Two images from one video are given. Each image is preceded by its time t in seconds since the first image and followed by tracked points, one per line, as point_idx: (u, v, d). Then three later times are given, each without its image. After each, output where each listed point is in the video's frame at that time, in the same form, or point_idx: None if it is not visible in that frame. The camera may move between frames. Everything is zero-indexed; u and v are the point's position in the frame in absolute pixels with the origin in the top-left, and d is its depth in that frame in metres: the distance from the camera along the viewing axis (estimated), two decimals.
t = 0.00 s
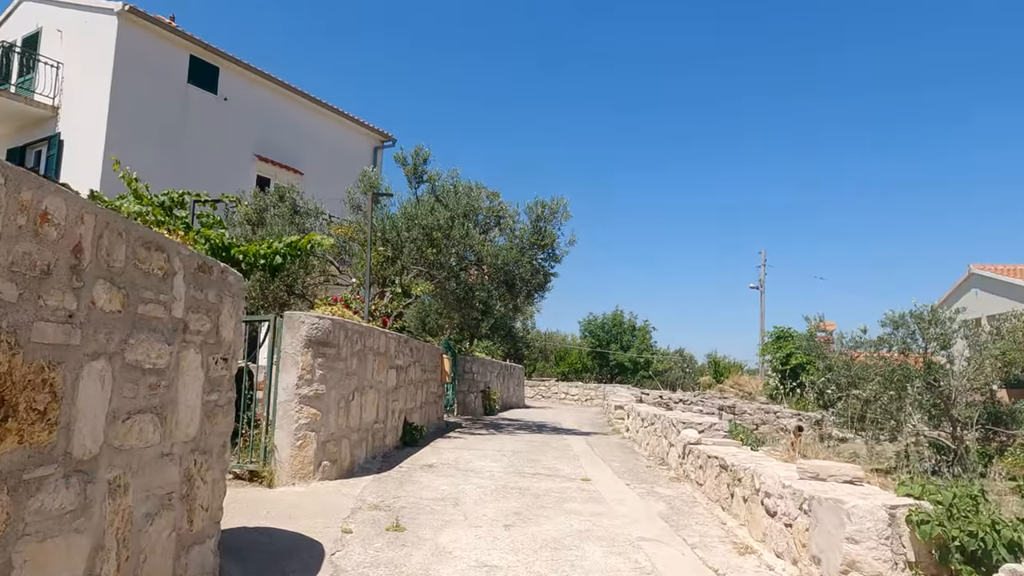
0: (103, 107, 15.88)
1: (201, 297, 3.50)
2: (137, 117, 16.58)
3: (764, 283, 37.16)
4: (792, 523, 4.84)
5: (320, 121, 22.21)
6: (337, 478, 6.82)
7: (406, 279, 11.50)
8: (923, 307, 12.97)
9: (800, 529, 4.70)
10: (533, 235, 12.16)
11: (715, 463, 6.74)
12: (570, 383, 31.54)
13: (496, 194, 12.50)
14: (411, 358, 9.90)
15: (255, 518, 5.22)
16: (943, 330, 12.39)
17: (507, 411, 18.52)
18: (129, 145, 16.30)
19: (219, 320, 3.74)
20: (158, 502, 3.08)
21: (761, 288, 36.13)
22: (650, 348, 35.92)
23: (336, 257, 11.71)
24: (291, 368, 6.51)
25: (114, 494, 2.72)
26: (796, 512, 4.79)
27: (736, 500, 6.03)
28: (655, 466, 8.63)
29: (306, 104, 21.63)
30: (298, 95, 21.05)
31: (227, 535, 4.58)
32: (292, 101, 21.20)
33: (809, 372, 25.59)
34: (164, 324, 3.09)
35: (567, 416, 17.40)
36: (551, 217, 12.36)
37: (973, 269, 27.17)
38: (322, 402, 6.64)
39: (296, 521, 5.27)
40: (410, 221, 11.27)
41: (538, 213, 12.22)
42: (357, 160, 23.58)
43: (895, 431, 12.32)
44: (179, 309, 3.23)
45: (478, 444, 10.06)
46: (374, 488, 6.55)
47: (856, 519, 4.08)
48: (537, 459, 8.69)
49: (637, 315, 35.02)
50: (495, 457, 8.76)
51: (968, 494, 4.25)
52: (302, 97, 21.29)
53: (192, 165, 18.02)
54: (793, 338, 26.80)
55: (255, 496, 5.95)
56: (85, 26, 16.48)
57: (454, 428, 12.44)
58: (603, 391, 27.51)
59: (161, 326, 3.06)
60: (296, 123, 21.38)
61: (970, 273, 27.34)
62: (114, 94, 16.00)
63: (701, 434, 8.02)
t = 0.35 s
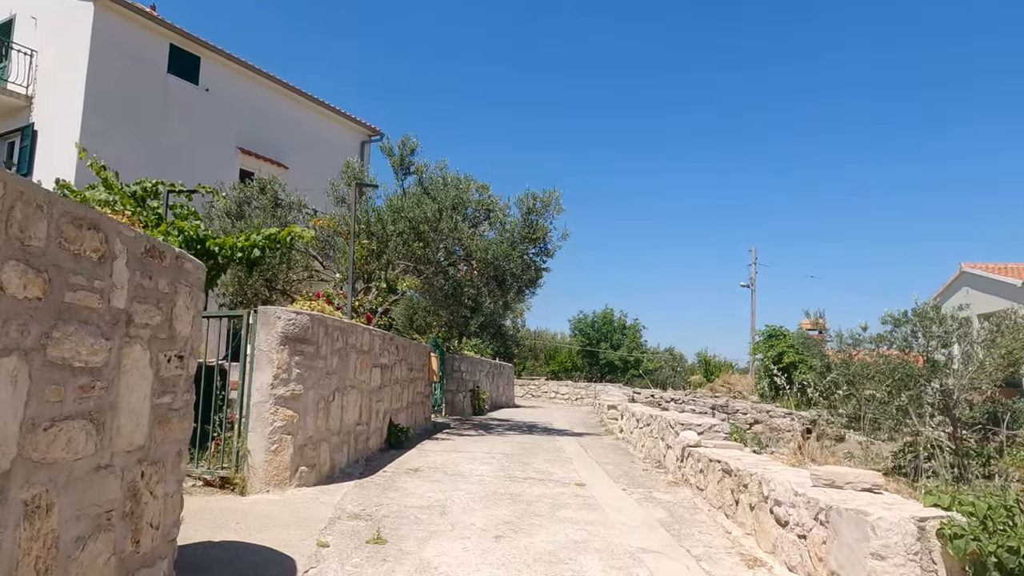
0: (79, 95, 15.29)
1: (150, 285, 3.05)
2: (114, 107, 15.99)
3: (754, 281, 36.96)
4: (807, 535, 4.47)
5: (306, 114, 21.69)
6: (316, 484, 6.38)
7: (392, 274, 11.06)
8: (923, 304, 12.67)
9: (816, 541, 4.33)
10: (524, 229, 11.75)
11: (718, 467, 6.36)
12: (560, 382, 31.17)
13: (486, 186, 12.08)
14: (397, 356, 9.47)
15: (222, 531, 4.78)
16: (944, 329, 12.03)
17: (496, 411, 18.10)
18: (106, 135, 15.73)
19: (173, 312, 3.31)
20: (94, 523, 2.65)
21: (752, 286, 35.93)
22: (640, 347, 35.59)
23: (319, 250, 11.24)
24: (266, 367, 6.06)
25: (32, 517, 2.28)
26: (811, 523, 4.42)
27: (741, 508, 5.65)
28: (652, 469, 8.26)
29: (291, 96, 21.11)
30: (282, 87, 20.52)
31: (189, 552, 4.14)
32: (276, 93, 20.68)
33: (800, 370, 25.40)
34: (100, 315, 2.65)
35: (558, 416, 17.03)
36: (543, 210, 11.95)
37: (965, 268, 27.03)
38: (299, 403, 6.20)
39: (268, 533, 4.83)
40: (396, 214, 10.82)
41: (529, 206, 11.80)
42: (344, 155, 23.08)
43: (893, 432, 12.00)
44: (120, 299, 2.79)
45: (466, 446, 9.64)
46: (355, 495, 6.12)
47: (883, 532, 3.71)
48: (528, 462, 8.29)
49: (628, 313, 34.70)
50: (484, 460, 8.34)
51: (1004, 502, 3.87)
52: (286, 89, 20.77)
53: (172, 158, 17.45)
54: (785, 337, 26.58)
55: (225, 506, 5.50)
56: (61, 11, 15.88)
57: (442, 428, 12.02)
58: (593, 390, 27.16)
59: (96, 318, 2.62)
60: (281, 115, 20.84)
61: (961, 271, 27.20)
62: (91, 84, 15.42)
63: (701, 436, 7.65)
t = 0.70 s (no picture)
0: (47, 84, 14.69)
1: (75, 279, 2.61)
2: (84, 99, 15.38)
3: (740, 281, 36.82)
4: (817, 555, 4.12)
5: (286, 107, 21.13)
6: (286, 496, 5.93)
7: (371, 271, 10.60)
8: (917, 305, 12.38)
9: (828, 563, 3.99)
10: (510, 225, 11.32)
11: (715, 477, 6.00)
12: (545, 383, 30.81)
13: (470, 181, 11.67)
14: (376, 357, 9.02)
15: (178, 552, 4.33)
16: (940, 331, 11.68)
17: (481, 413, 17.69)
18: (75, 126, 15.14)
19: (108, 312, 2.87)
20: None
21: (737, 285, 35.83)
22: (626, 347, 35.35)
23: (296, 247, 10.67)
24: (231, 371, 5.61)
25: None
26: (822, 541, 4.08)
27: (743, 522, 5.28)
28: (644, 477, 7.88)
29: (270, 89, 20.53)
30: (261, 79, 19.94)
31: None
32: (255, 85, 20.10)
33: (787, 371, 25.24)
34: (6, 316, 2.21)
35: (544, 418, 16.63)
36: (529, 206, 11.53)
37: (949, 268, 27.02)
38: (268, 410, 5.74)
39: (229, 556, 4.38)
40: (376, 209, 10.36)
41: (515, 202, 11.38)
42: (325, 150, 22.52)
43: (886, 435, 11.69)
44: (35, 298, 2.35)
45: (449, 452, 9.21)
46: (328, 510, 5.68)
47: (910, 557, 3.36)
48: (513, 470, 7.88)
49: (613, 313, 34.40)
50: (468, 468, 7.92)
51: None
52: (266, 82, 20.20)
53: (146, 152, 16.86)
54: (772, 337, 26.41)
55: (184, 524, 5.04)
56: None
57: (424, 433, 11.59)
58: (580, 391, 26.83)
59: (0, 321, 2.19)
60: (259, 109, 20.26)
61: (946, 271, 27.18)
62: (59, 74, 14.79)
63: (696, 442, 7.28)
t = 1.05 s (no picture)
0: None
1: None
2: (36, 83, 14.57)
3: (716, 280, 36.84)
4: None
5: (254, 97, 20.40)
6: (239, 510, 5.43)
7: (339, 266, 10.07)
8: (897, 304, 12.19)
9: None
10: (486, 220, 10.88)
11: (701, 486, 5.65)
12: (521, 381, 30.44)
13: (445, 174, 11.22)
14: (343, 357, 8.51)
15: None
16: (916, 331, 11.41)
17: (455, 414, 17.23)
18: (27, 112, 14.33)
19: None
20: None
21: (713, 285, 35.87)
22: (601, 346, 35.13)
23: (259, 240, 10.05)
24: (178, 374, 5.10)
25: None
26: (824, 563, 3.74)
27: (733, 536, 4.93)
28: (625, 483, 7.52)
29: (237, 77, 19.78)
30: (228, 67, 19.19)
31: None
32: (221, 73, 19.34)
33: (762, 371, 25.21)
34: None
35: (519, 418, 16.22)
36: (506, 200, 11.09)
37: (922, 269, 27.24)
38: (218, 416, 5.25)
39: None
40: (345, 200, 9.83)
41: (491, 196, 10.93)
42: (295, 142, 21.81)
43: (864, 435, 11.48)
44: None
45: (420, 457, 8.76)
46: (284, 525, 5.20)
47: None
48: (487, 477, 7.46)
49: (589, 312, 34.17)
50: (440, 475, 7.49)
51: None
52: (233, 70, 19.43)
53: (103, 141, 16.05)
54: (748, 336, 26.37)
55: (120, 543, 4.53)
56: None
57: (394, 435, 11.10)
58: (556, 390, 26.50)
59: None
60: (226, 97, 19.51)
61: (919, 272, 27.40)
62: (9, 56, 13.98)
63: (679, 447, 6.92)
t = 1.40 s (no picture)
0: None
1: None
2: None
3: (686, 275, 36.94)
4: None
5: (214, 80, 19.61)
6: (184, 520, 4.94)
7: (301, 254, 9.53)
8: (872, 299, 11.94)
9: None
10: (457, 208, 10.43)
11: (686, 489, 5.34)
12: (491, 375, 30.08)
13: (414, 161, 10.77)
14: (304, 350, 8.02)
15: None
16: (887, 325, 11.23)
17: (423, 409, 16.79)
18: None
19: None
20: None
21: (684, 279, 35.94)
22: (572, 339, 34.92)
23: (218, 230, 9.68)
24: (115, 370, 4.58)
25: None
26: None
27: (721, 543, 4.63)
28: (602, 484, 7.21)
29: (196, 58, 18.95)
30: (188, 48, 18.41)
31: None
32: (179, 53, 18.49)
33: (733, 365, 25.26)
34: None
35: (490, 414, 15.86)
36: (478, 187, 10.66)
37: (888, 265, 27.63)
38: (162, 417, 4.75)
39: None
40: (308, 185, 9.29)
41: (463, 182, 10.47)
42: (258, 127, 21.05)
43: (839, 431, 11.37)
44: None
45: (387, 456, 8.32)
46: (236, 536, 4.73)
47: None
48: (458, 478, 7.06)
49: (560, 305, 33.94)
50: (408, 476, 7.07)
51: None
52: (191, 50, 18.60)
53: (52, 125, 15.19)
54: (718, 330, 26.42)
55: (46, 561, 4.03)
56: None
57: (361, 433, 10.62)
58: (527, 384, 26.21)
59: None
60: (185, 80, 18.69)
61: (885, 267, 27.77)
62: None
63: (659, 446, 6.61)
